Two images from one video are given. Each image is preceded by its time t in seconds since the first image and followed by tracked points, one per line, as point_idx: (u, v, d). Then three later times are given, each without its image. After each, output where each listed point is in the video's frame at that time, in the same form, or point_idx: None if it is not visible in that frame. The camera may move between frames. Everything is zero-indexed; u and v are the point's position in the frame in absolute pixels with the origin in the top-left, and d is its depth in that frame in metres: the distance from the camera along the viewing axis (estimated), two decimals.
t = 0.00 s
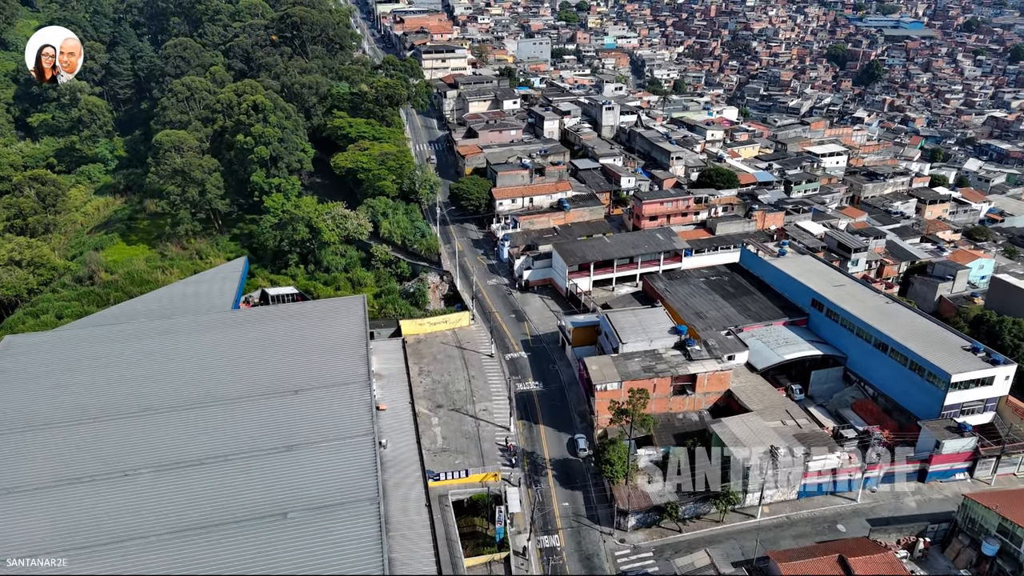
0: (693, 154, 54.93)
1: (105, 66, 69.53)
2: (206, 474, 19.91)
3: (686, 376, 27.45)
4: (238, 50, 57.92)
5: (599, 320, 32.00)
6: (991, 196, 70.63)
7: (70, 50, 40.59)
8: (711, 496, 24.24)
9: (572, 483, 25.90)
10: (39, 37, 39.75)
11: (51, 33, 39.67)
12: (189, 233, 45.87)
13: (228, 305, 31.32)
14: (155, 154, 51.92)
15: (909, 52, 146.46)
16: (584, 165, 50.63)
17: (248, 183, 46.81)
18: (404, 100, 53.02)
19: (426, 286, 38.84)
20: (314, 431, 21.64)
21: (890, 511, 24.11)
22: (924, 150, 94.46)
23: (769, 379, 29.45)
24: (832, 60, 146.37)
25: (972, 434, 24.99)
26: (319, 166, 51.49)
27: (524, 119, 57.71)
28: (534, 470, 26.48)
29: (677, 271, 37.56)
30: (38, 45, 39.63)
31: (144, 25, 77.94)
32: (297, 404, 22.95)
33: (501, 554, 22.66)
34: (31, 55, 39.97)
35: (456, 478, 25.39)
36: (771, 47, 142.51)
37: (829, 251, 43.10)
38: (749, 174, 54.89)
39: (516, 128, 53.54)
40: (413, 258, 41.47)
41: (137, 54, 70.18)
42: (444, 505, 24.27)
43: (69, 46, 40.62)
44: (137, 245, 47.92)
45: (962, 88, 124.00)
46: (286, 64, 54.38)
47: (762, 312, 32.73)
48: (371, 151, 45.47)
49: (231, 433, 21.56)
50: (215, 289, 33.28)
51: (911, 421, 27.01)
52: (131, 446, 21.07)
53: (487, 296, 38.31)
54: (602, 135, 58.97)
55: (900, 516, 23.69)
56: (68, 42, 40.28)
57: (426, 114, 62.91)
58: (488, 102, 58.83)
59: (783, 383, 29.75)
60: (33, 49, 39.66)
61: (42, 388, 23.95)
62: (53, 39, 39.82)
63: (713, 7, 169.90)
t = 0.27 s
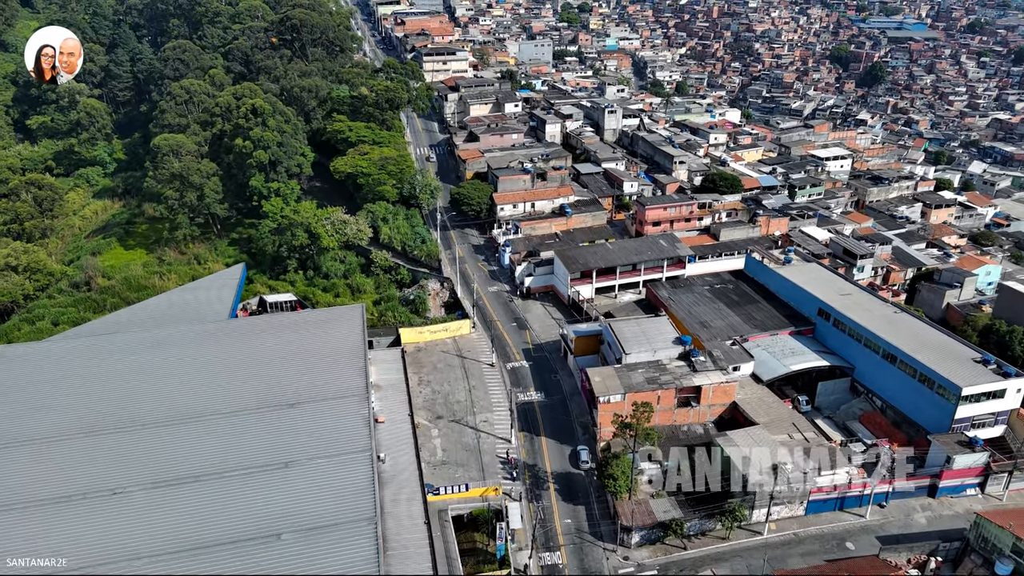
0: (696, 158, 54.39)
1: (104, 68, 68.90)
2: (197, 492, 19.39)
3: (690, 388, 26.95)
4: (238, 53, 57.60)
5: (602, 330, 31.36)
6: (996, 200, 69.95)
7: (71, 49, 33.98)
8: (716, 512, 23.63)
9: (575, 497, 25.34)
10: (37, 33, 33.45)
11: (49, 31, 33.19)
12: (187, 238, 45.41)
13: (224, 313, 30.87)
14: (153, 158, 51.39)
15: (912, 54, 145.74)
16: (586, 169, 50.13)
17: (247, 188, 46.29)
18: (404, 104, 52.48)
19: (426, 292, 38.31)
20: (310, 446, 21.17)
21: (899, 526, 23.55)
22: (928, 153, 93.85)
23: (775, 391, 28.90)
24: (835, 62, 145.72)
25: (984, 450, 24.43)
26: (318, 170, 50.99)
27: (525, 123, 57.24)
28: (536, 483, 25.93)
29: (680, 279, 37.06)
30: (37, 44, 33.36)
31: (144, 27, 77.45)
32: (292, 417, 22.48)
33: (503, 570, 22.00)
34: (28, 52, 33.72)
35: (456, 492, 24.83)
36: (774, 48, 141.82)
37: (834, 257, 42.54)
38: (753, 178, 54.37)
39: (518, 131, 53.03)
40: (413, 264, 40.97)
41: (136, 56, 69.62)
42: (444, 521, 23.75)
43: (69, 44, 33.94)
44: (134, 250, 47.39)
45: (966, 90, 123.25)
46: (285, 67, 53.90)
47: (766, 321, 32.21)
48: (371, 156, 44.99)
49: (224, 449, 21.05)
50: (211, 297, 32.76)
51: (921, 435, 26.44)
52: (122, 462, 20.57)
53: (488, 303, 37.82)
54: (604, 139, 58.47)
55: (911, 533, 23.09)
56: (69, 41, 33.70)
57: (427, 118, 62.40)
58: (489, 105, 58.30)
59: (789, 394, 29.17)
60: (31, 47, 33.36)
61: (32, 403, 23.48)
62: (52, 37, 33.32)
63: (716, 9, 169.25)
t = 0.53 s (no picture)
0: (698, 161, 53.86)
1: (102, 70, 68.37)
2: (190, 510, 18.87)
3: (694, 400, 26.52)
4: (236, 55, 57.20)
5: (604, 338, 30.83)
6: (1000, 203, 69.35)
7: (71, 50, 32.42)
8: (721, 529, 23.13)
9: (577, 511, 24.78)
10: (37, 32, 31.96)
11: (48, 30, 31.62)
12: (184, 242, 44.88)
13: (219, 322, 30.38)
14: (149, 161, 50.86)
15: (914, 56, 145.20)
16: (587, 173, 49.62)
17: (244, 193, 45.76)
18: (404, 107, 51.97)
19: (425, 299, 37.79)
20: (306, 461, 20.64)
21: (908, 543, 23.00)
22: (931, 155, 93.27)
23: (780, 401, 28.38)
24: (836, 63, 145.21)
25: (995, 463, 23.81)
26: (316, 173, 50.47)
27: (525, 126, 56.76)
28: (537, 497, 25.38)
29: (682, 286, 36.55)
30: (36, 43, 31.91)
31: (141, 29, 76.94)
32: (287, 431, 21.94)
33: None
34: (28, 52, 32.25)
35: (456, 506, 24.23)
36: (775, 50, 141.28)
37: (838, 263, 42.00)
38: (755, 182, 53.84)
39: (518, 135, 52.52)
40: (412, 270, 40.45)
41: (134, 58, 69.16)
42: (443, 536, 23.02)
43: (70, 44, 32.40)
44: (130, 255, 46.87)
45: (968, 91, 122.69)
46: (283, 70, 53.42)
47: (771, 329, 31.68)
48: (369, 160, 44.49)
49: (218, 465, 20.50)
50: (207, 304, 32.28)
51: (929, 447, 25.93)
52: (113, 478, 20.06)
53: (488, 310, 37.30)
54: (605, 142, 57.97)
55: (921, 550, 22.54)
56: (70, 41, 32.10)
57: (427, 120, 61.90)
58: (489, 107, 57.79)
59: (795, 405, 28.64)
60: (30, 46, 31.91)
61: (22, 416, 22.98)
62: (51, 36, 31.80)
63: (717, 9, 168.75)
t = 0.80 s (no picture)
0: (700, 164, 53.30)
1: (99, 71, 67.92)
2: (181, 527, 18.32)
3: (699, 410, 25.64)
4: (233, 57, 56.76)
5: (604, 346, 30.31)
6: (1004, 206, 68.70)
7: (72, 50, 32.17)
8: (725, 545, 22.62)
9: (579, 525, 24.22)
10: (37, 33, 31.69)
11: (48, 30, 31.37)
12: (180, 246, 44.36)
13: (215, 330, 29.87)
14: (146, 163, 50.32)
15: (916, 57, 144.60)
16: (588, 177, 49.07)
17: (241, 196, 45.24)
18: (403, 109, 51.44)
19: (424, 305, 37.25)
20: (301, 477, 20.09)
21: (918, 558, 22.45)
22: (933, 157, 92.69)
23: (785, 412, 27.83)
24: (837, 64, 144.69)
25: (1007, 477, 23.22)
26: (315, 177, 49.94)
27: (526, 128, 56.25)
28: (538, 510, 24.82)
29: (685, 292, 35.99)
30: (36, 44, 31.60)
31: (139, 29, 76.38)
32: (283, 445, 21.38)
33: None
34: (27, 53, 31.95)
35: (455, 520, 23.67)
36: (777, 51, 140.71)
37: (843, 268, 41.44)
38: (758, 186, 53.27)
39: (518, 137, 51.98)
40: (410, 275, 39.91)
41: (132, 59, 68.68)
42: (441, 550, 22.48)
43: (70, 45, 32.13)
44: (126, 259, 46.36)
45: (970, 93, 122.12)
46: (281, 72, 52.91)
47: (776, 338, 31.13)
48: (368, 163, 43.96)
49: (211, 481, 19.95)
50: (203, 311, 31.77)
51: (938, 459, 25.39)
52: (103, 494, 19.52)
53: (488, 316, 36.75)
54: (606, 144, 57.44)
55: (932, 567, 22.00)
56: (71, 42, 31.86)
57: (426, 122, 61.39)
58: (489, 110, 57.26)
59: (800, 415, 28.10)
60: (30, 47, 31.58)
61: (12, 428, 22.47)
62: (52, 36, 31.54)
63: (718, 10, 168.19)
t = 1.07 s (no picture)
0: (703, 167, 52.71)
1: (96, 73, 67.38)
2: (170, 546, 17.76)
3: (702, 421, 25.26)
4: (230, 59, 56.21)
5: (607, 355, 29.71)
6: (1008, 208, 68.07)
7: (72, 50, 31.60)
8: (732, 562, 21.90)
9: (580, 540, 23.64)
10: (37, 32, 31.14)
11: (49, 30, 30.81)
12: (176, 250, 43.75)
13: (209, 338, 29.32)
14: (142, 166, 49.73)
15: (918, 57, 143.91)
16: (589, 180, 48.47)
17: (238, 200, 44.67)
18: (402, 111, 50.85)
19: (423, 311, 36.67)
20: (294, 493, 19.51)
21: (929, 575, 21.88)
22: (936, 159, 92.03)
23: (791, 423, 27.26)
24: (839, 65, 144.06)
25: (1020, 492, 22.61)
26: (312, 180, 49.37)
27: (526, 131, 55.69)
28: (539, 524, 24.21)
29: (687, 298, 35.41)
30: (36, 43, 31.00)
31: (136, 31, 75.82)
32: (276, 460, 20.80)
33: None
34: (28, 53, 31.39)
35: (453, 535, 23.17)
36: (778, 52, 140.13)
37: (848, 273, 40.84)
38: (761, 189, 52.67)
39: (519, 140, 51.40)
40: (409, 280, 39.33)
41: (129, 61, 68.12)
42: (439, 565, 21.81)
43: (70, 44, 31.55)
44: (121, 263, 45.78)
45: (973, 94, 121.48)
46: (279, 74, 52.33)
47: (781, 346, 30.56)
48: (366, 167, 43.36)
49: (202, 497, 19.40)
50: (198, 319, 31.25)
51: (948, 472, 24.81)
52: (91, 511, 18.96)
53: (488, 323, 36.17)
54: (607, 147, 56.84)
55: None
56: (71, 41, 31.29)
57: (426, 125, 60.81)
58: (489, 112, 56.66)
59: (807, 425, 27.52)
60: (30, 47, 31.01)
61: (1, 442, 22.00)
62: (52, 36, 30.96)
63: (719, 11, 167.52)
